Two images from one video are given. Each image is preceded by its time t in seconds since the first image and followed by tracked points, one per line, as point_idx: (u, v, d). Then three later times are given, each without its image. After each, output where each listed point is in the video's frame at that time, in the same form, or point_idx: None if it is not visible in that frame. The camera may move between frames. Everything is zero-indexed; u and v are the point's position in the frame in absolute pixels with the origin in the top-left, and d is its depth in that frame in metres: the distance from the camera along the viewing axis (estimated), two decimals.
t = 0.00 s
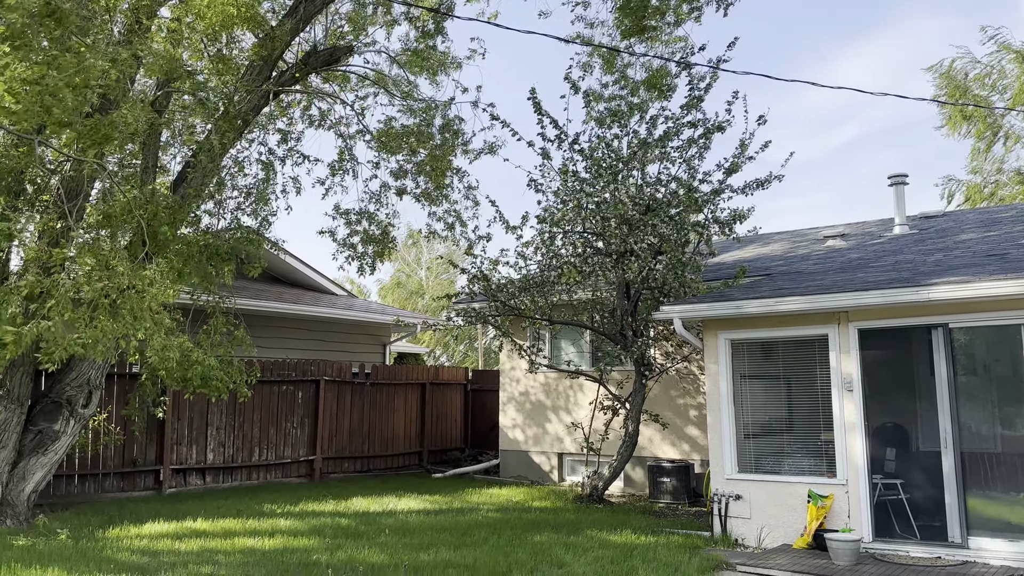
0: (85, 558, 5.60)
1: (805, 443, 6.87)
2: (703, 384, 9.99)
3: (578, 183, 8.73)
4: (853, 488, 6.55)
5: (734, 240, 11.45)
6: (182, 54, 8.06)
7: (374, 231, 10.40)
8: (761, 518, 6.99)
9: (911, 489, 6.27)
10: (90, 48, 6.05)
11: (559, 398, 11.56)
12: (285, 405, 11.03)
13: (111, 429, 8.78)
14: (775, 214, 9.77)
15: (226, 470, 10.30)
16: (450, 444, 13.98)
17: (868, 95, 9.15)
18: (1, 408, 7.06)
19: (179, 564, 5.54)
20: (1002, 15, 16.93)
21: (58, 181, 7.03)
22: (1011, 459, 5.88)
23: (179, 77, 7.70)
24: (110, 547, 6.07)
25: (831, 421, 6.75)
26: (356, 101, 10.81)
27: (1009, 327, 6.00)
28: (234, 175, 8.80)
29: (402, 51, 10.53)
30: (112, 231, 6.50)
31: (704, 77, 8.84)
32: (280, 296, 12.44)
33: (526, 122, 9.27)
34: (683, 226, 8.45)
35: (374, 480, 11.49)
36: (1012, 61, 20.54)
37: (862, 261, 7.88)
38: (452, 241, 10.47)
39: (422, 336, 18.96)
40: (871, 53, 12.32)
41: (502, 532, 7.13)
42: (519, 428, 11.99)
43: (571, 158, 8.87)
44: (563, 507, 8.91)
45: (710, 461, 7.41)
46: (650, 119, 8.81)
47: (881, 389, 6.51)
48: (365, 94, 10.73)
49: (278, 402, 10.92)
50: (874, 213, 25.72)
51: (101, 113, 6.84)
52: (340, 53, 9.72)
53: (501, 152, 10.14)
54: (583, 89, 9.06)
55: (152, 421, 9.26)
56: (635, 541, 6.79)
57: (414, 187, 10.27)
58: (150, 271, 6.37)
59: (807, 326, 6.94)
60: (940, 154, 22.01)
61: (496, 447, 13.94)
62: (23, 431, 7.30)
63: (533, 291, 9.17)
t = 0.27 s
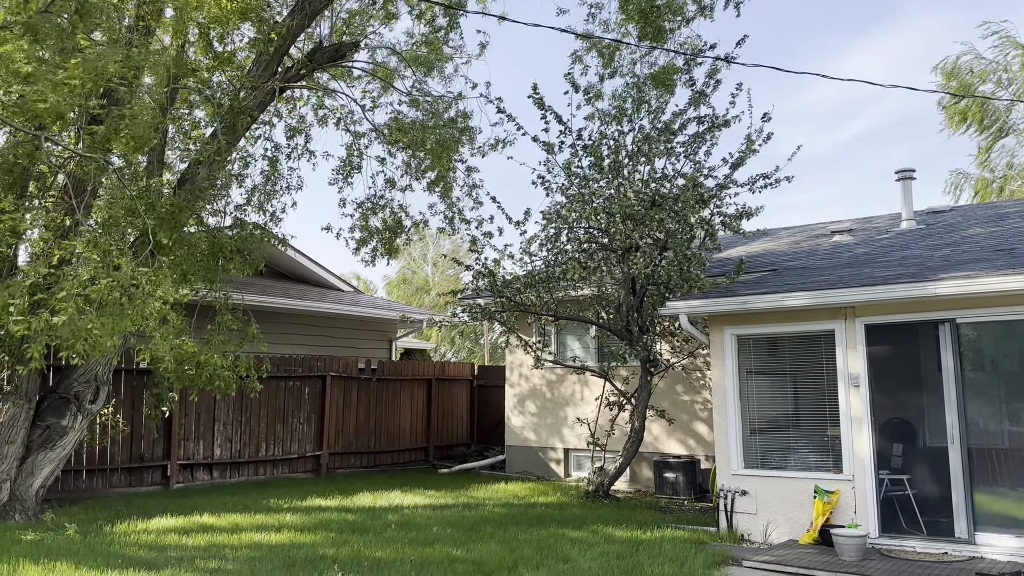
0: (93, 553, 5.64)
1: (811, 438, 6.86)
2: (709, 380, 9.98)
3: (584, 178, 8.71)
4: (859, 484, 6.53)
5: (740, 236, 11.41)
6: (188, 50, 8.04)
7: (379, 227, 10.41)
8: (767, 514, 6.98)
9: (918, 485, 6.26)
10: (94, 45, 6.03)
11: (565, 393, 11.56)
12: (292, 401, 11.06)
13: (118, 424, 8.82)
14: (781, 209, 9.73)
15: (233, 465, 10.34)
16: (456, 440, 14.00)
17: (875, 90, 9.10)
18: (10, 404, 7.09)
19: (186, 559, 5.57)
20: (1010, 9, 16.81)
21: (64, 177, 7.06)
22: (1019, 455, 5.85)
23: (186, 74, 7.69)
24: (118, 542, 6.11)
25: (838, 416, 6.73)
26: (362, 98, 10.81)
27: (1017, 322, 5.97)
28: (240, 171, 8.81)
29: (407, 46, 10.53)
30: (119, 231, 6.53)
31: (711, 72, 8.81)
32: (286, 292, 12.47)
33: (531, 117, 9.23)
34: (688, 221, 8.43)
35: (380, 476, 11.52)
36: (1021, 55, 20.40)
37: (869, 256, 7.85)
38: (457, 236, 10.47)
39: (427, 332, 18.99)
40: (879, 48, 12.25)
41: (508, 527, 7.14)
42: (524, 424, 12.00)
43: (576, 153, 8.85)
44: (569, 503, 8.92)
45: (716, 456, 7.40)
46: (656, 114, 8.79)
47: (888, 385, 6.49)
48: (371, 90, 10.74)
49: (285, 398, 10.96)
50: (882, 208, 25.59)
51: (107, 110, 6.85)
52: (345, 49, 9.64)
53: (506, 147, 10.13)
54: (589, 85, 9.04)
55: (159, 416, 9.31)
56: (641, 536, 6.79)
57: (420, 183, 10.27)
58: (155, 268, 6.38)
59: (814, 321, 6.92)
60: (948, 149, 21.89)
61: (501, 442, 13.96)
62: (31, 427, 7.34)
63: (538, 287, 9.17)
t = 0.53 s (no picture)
0: (97, 548, 5.67)
1: (814, 433, 6.85)
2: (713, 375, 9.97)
3: (587, 173, 8.70)
4: (862, 479, 6.53)
5: (744, 231, 11.38)
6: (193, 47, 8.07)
7: (382, 222, 10.41)
8: (769, 508, 6.98)
9: (921, 479, 6.25)
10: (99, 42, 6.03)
11: (569, 388, 11.58)
12: (296, 396, 11.09)
13: (123, 420, 8.85)
14: (785, 204, 9.70)
15: (238, 460, 10.38)
16: (460, 435, 14.02)
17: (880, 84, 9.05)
18: (15, 399, 7.12)
19: (190, 553, 5.59)
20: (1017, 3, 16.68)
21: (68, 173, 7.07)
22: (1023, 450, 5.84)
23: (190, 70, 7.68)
24: (122, 536, 6.14)
25: (841, 411, 6.73)
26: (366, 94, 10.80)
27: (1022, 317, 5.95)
28: (243, 167, 8.81)
29: (410, 42, 10.52)
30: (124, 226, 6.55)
31: (718, 67, 8.78)
32: (290, 288, 12.49)
33: (534, 112, 9.20)
34: (692, 216, 8.41)
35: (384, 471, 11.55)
36: None
37: (872, 251, 7.83)
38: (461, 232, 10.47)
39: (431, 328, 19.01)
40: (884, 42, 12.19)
41: (512, 522, 7.16)
42: (528, 419, 12.01)
43: (579, 148, 8.84)
44: (572, 497, 8.93)
45: (719, 451, 7.40)
46: (660, 109, 8.76)
47: (892, 380, 6.48)
48: (375, 85, 10.74)
49: (289, 393, 10.98)
50: (887, 203, 25.50)
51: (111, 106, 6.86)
52: (349, 45, 9.67)
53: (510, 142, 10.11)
54: (592, 80, 9.02)
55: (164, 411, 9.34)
56: (644, 531, 6.80)
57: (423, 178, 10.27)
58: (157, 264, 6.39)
59: (817, 316, 6.91)
60: (954, 144, 21.77)
61: (505, 437, 13.98)
62: (36, 422, 7.38)
63: (541, 282, 9.17)
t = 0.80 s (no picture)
0: (100, 540, 5.70)
1: (816, 427, 6.85)
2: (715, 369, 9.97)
3: (589, 167, 8.68)
4: (864, 472, 6.52)
5: (747, 225, 11.36)
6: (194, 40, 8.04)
7: (383, 216, 10.41)
8: (771, 502, 6.99)
9: (924, 473, 6.25)
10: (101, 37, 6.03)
11: (571, 382, 11.59)
12: (299, 390, 11.11)
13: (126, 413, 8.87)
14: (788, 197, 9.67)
15: (241, 453, 10.42)
16: (462, 429, 14.05)
17: (884, 77, 9.01)
18: (18, 393, 7.15)
19: (193, 546, 5.62)
20: None
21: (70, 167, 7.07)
22: None
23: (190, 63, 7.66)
24: (126, 529, 6.17)
25: (843, 404, 6.72)
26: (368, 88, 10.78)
27: None
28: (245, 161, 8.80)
29: (413, 35, 10.49)
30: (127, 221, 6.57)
31: (721, 60, 8.75)
32: (293, 282, 12.50)
33: (537, 105, 9.18)
34: (695, 209, 8.40)
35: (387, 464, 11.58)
36: None
37: (875, 244, 7.81)
38: (464, 225, 10.47)
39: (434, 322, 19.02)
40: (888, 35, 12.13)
41: (513, 514, 7.18)
42: (531, 413, 12.02)
43: (582, 141, 8.82)
44: (574, 491, 8.95)
45: (721, 444, 7.40)
46: (663, 102, 8.74)
47: (894, 373, 6.47)
48: (378, 80, 10.72)
49: (292, 387, 11.00)
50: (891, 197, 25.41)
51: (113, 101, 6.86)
52: (351, 38, 9.68)
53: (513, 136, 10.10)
54: (595, 73, 8.99)
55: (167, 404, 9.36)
56: (645, 524, 6.81)
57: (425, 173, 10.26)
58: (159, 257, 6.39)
59: (820, 309, 6.89)
60: (958, 137, 21.67)
61: (508, 431, 14.01)
62: (39, 415, 7.40)
63: (544, 275, 9.17)
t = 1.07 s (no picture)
0: (105, 533, 5.73)
1: (819, 421, 6.85)
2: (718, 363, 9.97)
3: (593, 160, 8.66)
4: (867, 466, 6.52)
5: (750, 219, 11.34)
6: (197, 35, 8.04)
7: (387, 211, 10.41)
8: (774, 495, 6.99)
9: (927, 466, 6.25)
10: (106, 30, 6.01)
11: (574, 376, 11.60)
12: (303, 383, 11.14)
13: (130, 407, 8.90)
14: (791, 191, 9.65)
15: (245, 447, 10.45)
16: (465, 423, 14.08)
17: (888, 70, 8.97)
18: (23, 387, 7.17)
19: (197, 539, 5.64)
20: None
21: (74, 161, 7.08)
22: None
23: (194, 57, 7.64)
24: (130, 522, 6.20)
25: (846, 398, 6.71)
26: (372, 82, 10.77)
27: None
28: (248, 155, 8.80)
29: (416, 29, 10.47)
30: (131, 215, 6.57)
31: (725, 53, 8.72)
32: (296, 276, 12.52)
33: (542, 97, 9.16)
34: (698, 203, 8.38)
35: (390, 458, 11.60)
36: None
37: (879, 238, 7.79)
38: (467, 219, 10.47)
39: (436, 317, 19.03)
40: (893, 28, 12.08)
41: (516, 508, 7.19)
42: (534, 407, 12.04)
43: (585, 135, 8.81)
44: (577, 484, 8.97)
45: (724, 438, 7.41)
46: (667, 96, 8.71)
47: (898, 367, 6.46)
48: (380, 74, 10.70)
49: (295, 380, 11.03)
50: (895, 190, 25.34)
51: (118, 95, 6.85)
52: (354, 32, 9.68)
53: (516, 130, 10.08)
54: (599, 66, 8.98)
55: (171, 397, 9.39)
56: (648, 517, 6.82)
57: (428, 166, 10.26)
58: (162, 251, 6.40)
59: (823, 303, 6.88)
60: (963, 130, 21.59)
61: (511, 425, 14.03)
62: (44, 409, 7.43)
63: (547, 269, 9.17)
